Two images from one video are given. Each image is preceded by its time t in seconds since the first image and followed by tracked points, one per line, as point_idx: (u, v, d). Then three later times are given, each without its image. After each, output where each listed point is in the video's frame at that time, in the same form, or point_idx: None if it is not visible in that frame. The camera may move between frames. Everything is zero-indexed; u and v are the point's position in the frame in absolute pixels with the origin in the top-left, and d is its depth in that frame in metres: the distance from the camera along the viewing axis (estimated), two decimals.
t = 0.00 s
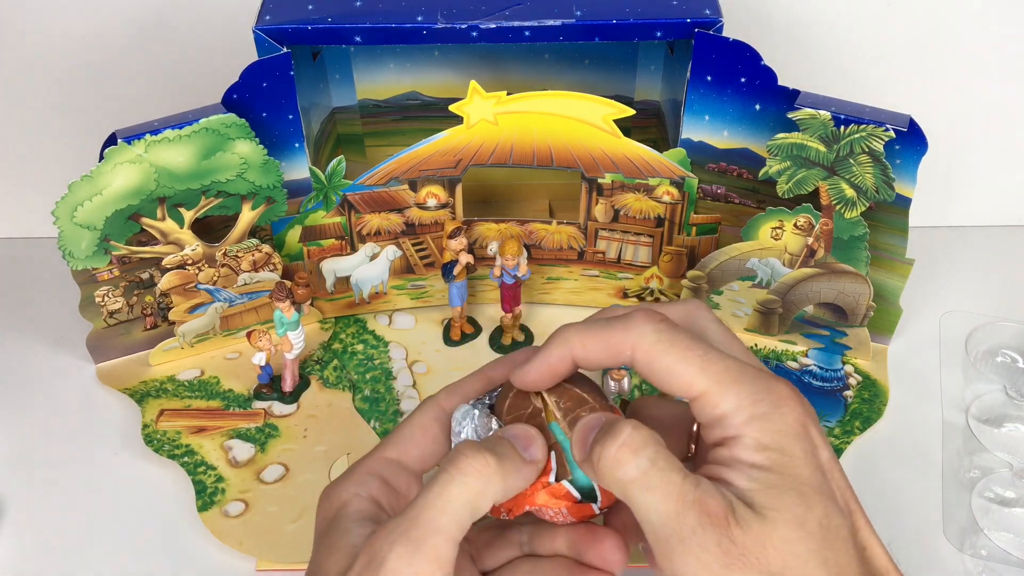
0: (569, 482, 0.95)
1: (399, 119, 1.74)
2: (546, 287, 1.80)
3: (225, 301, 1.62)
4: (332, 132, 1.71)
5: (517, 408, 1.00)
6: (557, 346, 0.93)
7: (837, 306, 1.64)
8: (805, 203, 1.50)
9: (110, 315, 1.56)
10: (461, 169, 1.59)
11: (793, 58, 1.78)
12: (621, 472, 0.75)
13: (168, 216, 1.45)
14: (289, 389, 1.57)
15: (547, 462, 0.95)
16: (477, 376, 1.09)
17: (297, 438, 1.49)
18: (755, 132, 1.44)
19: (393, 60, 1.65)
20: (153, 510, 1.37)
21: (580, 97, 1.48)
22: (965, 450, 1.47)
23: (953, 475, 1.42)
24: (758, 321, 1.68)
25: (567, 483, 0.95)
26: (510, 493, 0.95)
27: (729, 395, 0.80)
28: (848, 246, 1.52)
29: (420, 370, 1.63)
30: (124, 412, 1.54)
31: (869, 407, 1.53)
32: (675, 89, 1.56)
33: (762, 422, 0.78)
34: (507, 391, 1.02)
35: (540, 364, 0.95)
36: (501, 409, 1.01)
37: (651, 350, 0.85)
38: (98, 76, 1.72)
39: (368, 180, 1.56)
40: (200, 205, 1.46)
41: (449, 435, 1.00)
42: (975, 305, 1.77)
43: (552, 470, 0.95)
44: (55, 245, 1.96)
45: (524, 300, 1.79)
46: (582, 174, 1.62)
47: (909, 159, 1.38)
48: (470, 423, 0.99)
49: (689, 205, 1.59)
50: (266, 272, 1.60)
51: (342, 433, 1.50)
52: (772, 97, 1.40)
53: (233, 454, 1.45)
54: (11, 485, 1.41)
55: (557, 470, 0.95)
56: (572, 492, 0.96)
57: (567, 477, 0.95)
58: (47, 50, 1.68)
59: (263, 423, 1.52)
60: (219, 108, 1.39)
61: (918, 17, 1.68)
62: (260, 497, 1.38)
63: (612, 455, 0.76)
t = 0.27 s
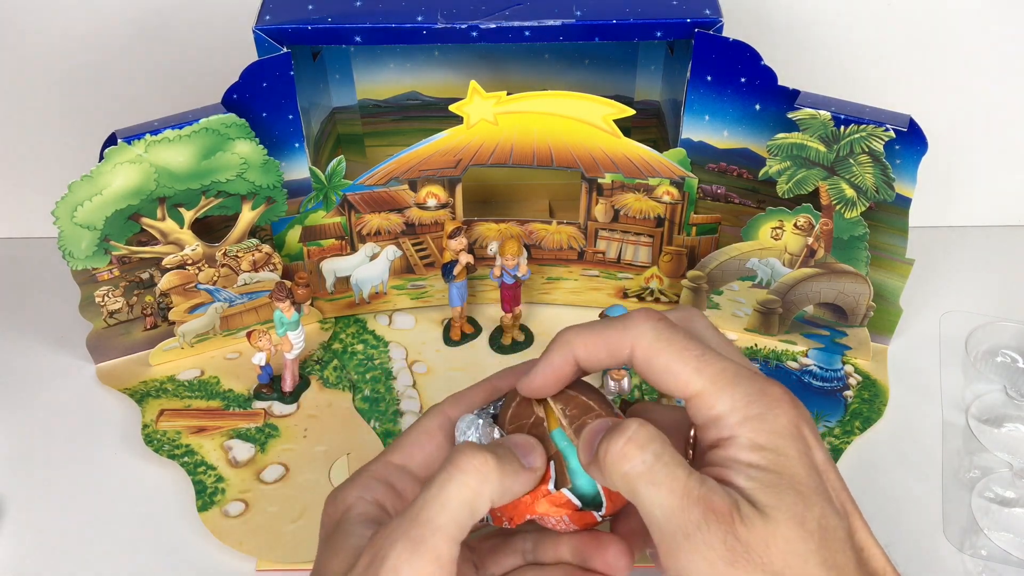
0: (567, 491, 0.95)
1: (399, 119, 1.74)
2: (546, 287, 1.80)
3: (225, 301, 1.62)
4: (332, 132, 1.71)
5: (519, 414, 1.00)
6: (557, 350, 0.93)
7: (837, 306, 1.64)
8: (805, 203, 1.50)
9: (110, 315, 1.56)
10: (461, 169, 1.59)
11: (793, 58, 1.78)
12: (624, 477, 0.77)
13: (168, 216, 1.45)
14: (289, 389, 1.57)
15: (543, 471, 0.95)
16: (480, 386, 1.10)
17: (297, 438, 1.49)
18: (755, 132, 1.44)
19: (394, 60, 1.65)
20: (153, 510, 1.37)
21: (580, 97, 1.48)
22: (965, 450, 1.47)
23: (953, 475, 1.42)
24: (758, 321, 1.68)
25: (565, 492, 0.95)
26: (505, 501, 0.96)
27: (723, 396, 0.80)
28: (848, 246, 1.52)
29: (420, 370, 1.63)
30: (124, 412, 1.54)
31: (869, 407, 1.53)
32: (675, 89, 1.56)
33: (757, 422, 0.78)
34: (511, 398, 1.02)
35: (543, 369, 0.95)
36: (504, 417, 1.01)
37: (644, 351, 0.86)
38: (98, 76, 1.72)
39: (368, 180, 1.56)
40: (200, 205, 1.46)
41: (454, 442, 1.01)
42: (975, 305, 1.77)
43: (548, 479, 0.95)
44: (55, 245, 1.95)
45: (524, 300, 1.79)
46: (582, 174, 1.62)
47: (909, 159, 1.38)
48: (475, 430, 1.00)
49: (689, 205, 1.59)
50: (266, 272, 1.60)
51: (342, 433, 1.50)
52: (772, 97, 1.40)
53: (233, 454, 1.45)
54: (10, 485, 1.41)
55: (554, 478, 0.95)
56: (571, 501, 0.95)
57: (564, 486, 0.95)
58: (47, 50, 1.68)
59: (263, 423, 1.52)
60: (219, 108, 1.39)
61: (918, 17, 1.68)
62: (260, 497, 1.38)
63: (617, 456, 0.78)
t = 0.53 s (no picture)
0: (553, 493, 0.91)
1: (398, 119, 1.73)
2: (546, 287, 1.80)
3: (225, 301, 1.62)
4: (332, 132, 1.71)
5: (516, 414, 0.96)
6: (567, 339, 0.93)
7: (837, 305, 1.63)
8: (805, 203, 1.50)
9: (110, 315, 1.56)
10: (461, 169, 1.59)
11: (793, 58, 1.78)
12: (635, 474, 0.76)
13: (168, 216, 1.45)
14: (289, 389, 1.57)
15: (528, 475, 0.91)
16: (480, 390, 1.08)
17: (297, 438, 1.49)
18: (755, 131, 1.44)
19: (393, 60, 1.65)
20: (153, 510, 1.37)
21: (580, 97, 1.48)
22: (965, 450, 1.47)
23: (953, 475, 1.42)
24: (758, 321, 1.68)
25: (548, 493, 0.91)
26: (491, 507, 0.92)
27: (726, 393, 0.80)
28: (848, 246, 1.52)
29: (420, 370, 1.63)
30: (124, 412, 1.54)
31: (869, 407, 1.53)
32: (676, 89, 1.56)
33: (759, 420, 0.79)
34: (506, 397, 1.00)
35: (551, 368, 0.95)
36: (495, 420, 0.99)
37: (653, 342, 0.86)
38: (98, 76, 1.72)
39: (368, 180, 1.56)
40: (200, 205, 1.46)
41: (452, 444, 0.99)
42: (975, 305, 1.77)
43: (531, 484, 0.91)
44: (55, 245, 1.96)
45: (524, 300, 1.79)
46: (582, 174, 1.62)
47: (909, 159, 1.38)
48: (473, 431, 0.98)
49: (689, 205, 1.59)
50: (266, 272, 1.60)
51: (342, 433, 1.50)
52: (772, 97, 1.40)
53: (233, 454, 1.45)
54: (10, 485, 1.41)
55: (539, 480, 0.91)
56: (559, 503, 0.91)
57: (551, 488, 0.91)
58: (47, 51, 1.68)
59: (263, 423, 1.52)
60: (219, 108, 1.39)
61: (918, 17, 1.68)
62: (260, 497, 1.38)
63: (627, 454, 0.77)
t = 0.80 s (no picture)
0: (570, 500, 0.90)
1: (398, 119, 1.73)
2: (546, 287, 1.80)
3: (225, 301, 1.61)
4: (332, 132, 1.71)
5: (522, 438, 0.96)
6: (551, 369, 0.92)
7: (837, 305, 1.63)
8: (805, 203, 1.50)
9: (110, 315, 1.56)
10: (461, 169, 1.59)
11: (793, 58, 1.78)
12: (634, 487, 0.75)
13: (168, 216, 1.45)
14: (289, 389, 1.57)
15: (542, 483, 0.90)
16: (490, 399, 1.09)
17: (297, 438, 1.49)
18: (755, 131, 1.44)
19: (394, 60, 1.65)
20: (153, 510, 1.37)
21: (581, 97, 1.48)
22: (965, 450, 1.47)
23: (953, 475, 1.42)
24: (758, 321, 1.68)
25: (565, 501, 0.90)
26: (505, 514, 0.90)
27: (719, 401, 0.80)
28: (848, 246, 1.52)
29: (420, 370, 1.63)
30: (124, 412, 1.54)
31: (869, 407, 1.53)
32: (676, 89, 1.56)
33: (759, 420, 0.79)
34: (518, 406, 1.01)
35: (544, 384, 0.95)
36: (507, 428, 0.99)
37: (632, 366, 0.84)
38: (98, 76, 1.72)
39: (368, 180, 1.56)
40: (200, 205, 1.46)
41: (462, 449, 0.99)
42: (974, 305, 1.77)
43: (548, 490, 0.90)
44: (55, 245, 1.95)
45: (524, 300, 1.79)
46: (582, 174, 1.62)
47: (909, 159, 1.38)
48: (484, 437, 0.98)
49: (689, 205, 1.59)
50: (266, 272, 1.60)
51: (342, 433, 1.49)
52: (772, 97, 1.40)
53: (233, 454, 1.45)
54: (11, 485, 1.41)
55: (553, 488, 0.90)
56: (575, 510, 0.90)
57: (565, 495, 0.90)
58: (47, 50, 1.68)
59: (263, 423, 1.51)
60: (219, 108, 1.39)
61: (918, 17, 1.69)
62: (260, 497, 1.38)
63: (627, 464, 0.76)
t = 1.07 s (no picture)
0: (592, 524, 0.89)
1: (399, 119, 1.73)
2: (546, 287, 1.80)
3: (225, 301, 1.62)
4: (332, 132, 1.71)
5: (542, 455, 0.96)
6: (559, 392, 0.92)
7: (837, 306, 1.63)
8: (805, 203, 1.50)
9: (110, 315, 1.57)
10: (461, 169, 1.59)
11: (793, 58, 1.78)
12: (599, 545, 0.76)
13: (168, 216, 1.45)
14: (289, 389, 1.57)
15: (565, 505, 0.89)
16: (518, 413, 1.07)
17: (297, 438, 1.49)
18: (755, 131, 1.44)
19: (393, 60, 1.65)
20: (153, 511, 1.37)
21: (580, 97, 1.48)
22: (965, 450, 1.47)
23: (953, 475, 1.42)
24: (758, 321, 1.68)
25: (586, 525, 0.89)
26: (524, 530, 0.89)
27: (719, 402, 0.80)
28: (848, 246, 1.52)
29: (420, 370, 1.63)
30: (124, 412, 1.54)
31: (869, 407, 1.53)
32: (675, 89, 1.56)
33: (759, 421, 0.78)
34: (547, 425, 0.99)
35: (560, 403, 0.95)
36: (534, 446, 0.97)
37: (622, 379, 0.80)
38: (98, 76, 1.72)
39: (368, 180, 1.56)
40: (200, 205, 1.46)
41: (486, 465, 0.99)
42: (974, 305, 1.77)
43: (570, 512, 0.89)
44: (55, 245, 1.95)
45: (524, 300, 1.79)
46: (582, 175, 1.62)
47: (909, 159, 1.38)
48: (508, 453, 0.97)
49: (689, 205, 1.59)
50: (266, 272, 1.60)
51: (342, 433, 1.50)
52: (772, 97, 1.40)
53: (233, 454, 1.45)
54: (11, 485, 1.41)
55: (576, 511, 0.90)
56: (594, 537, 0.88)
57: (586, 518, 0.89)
58: (47, 50, 1.68)
59: (263, 423, 1.51)
60: (219, 108, 1.39)
61: (918, 17, 1.68)
62: (260, 497, 1.38)
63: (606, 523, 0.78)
